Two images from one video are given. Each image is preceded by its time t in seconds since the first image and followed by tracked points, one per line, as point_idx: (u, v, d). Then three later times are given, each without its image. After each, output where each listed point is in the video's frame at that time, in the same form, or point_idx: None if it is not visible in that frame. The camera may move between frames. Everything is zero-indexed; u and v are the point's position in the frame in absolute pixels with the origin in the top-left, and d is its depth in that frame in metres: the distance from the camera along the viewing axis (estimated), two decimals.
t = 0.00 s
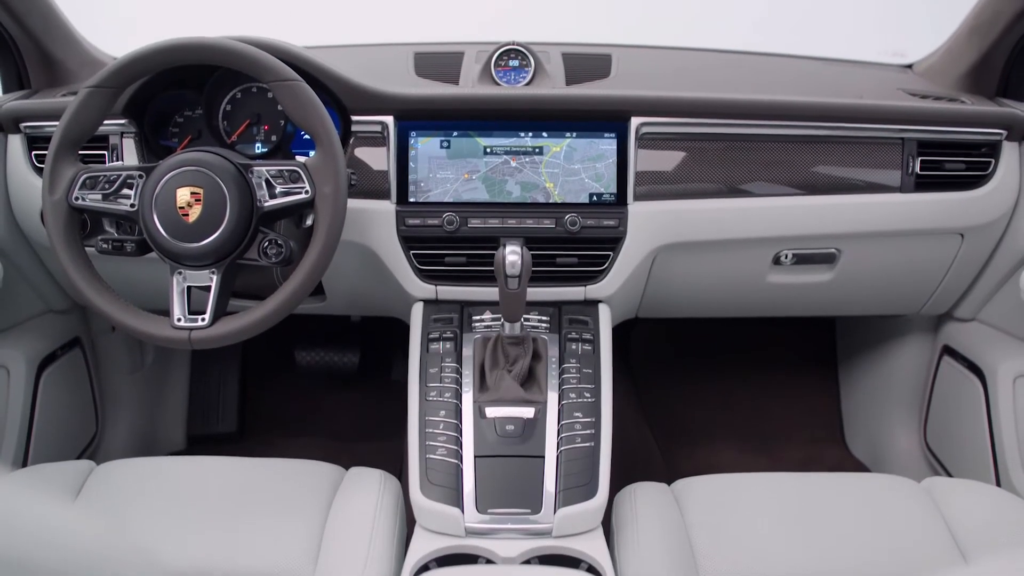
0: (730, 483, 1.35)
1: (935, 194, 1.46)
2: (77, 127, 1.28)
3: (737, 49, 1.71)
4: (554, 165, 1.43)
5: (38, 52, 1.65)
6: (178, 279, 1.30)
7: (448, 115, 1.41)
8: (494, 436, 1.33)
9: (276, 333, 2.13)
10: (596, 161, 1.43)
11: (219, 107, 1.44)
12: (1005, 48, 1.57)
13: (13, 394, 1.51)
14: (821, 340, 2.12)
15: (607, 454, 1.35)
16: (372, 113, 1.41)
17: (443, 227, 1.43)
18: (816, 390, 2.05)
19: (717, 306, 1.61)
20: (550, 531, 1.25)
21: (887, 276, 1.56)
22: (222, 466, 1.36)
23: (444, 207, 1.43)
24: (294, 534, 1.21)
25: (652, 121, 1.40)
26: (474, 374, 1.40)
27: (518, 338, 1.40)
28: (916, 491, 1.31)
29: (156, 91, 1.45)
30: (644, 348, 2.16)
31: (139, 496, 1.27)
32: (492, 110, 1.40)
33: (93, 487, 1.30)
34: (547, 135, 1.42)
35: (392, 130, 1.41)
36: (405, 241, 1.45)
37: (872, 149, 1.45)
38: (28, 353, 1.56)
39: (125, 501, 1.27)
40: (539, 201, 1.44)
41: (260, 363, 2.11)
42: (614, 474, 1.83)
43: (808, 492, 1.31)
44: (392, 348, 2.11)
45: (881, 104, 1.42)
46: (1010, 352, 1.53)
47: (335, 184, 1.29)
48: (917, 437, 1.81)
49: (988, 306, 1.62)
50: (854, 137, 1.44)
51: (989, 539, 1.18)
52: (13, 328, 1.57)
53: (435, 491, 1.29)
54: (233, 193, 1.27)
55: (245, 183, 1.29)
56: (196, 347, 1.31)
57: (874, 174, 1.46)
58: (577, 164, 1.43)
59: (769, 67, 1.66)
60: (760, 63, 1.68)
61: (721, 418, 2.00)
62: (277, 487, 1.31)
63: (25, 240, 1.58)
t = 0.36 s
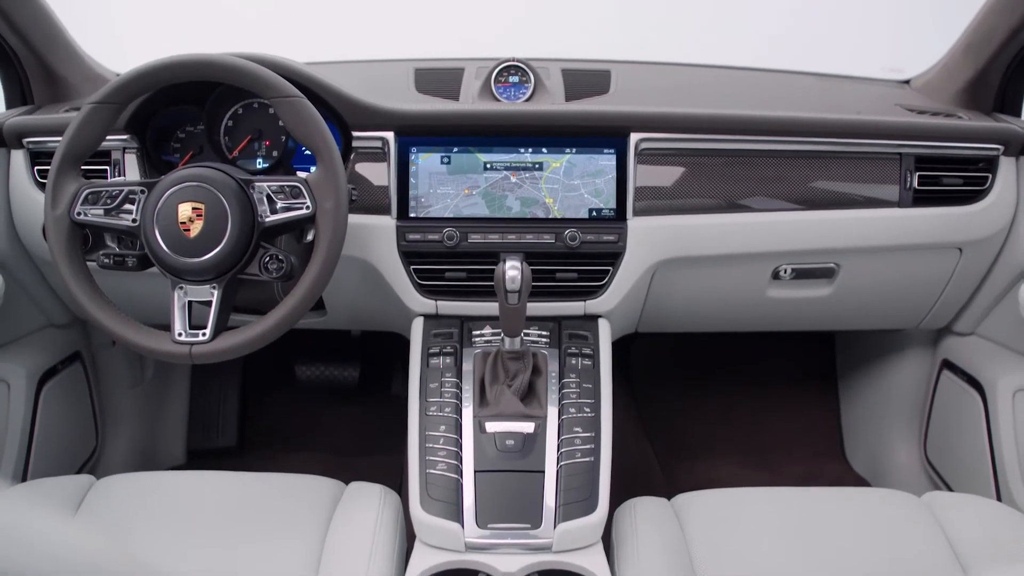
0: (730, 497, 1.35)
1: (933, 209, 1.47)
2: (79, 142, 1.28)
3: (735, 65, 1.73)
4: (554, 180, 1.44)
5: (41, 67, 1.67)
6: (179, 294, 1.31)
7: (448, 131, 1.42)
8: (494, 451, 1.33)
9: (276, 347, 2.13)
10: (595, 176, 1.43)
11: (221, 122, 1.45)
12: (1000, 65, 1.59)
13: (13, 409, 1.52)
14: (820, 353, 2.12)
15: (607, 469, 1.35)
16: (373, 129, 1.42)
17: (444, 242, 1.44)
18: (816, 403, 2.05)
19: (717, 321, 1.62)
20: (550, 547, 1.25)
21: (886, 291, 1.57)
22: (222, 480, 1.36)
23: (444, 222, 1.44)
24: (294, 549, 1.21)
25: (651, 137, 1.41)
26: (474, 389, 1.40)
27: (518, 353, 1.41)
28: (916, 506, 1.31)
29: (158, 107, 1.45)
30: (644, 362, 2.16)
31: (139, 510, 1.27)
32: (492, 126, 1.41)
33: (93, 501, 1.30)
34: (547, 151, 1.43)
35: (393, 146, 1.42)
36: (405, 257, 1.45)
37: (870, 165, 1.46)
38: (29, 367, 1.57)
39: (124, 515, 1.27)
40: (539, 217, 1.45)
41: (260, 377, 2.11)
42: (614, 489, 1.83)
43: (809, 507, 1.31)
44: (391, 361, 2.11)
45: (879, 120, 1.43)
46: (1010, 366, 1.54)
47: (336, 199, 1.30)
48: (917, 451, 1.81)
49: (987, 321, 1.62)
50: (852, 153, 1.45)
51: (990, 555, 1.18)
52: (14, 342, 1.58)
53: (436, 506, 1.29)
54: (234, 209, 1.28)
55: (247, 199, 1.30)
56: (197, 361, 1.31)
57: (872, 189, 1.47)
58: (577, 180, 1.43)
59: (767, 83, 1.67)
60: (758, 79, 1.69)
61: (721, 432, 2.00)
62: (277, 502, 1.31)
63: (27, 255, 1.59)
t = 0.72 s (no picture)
0: (729, 512, 1.35)
1: (931, 224, 1.48)
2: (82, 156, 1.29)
3: (733, 80, 1.74)
4: (553, 196, 1.44)
5: (44, 83, 1.68)
6: (180, 308, 1.31)
7: (448, 147, 1.42)
8: (493, 466, 1.33)
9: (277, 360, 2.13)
10: (595, 192, 1.44)
11: (223, 138, 1.45)
12: (996, 81, 1.60)
13: (13, 424, 1.52)
14: (820, 366, 2.12)
15: (607, 483, 1.35)
16: (373, 144, 1.42)
17: (444, 257, 1.44)
18: (816, 416, 2.05)
19: (716, 335, 1.62)
20: (550, 561, 1.25)
21: (885, 305, 1.57)
22: (222, 495, 1.36)
23: (444, 237, 1.45)
24: (293, 564, 1.20)
25: (650, 153, 1.42)
26: (474, 404, 1.40)
27: (518, 368, 1.41)
28: (917, 521, 1.31)
29: (160, 122, 1.46)
30: (643, 375, 2.17)
31: (138, 524, 1.27)
32: (492, 142, 1.42)
33: (93, 516, 1.30)
34: (547, 166, 1.44)
35: (393, 161, 1.42)
36: (405, 271, 1.46)
37: (868, 180, 1.47)
38: (29, 382, 1.57)
39: (124, 529, 1.27)
40: (539, 232, 1.45)
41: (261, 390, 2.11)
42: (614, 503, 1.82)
43: (809, 521, 1.31)
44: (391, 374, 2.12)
45: (877, 136, 1.44)
46: (1009, 381, 1.54)
47: (337, 215, 1.30)
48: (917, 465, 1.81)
49: (986, 335, 1.62)
50: (850, 168, 1.46)
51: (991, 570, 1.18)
52: (15, 356, 1.58)
53: (436, 521, 1.29)
54: (236, 224, 1.29)
55: (248, 214, 1.31)
56: (198, 376, 1.31)
57: (871, 204, 1.47)
58: (576, 195, 1.44)
59: (765, 98, 1.68)
60: (756, 94, 1.71)
61: (721, 445, 2.00)
62: (276, 516, 1.31)
63: (29, 270, 1.59)
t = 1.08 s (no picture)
0: (729, 527, 1.34)
1: (929, 239, 1.48)
2: (84, 171, 1.29)
3: (731, 96, 1.76)
4: (553, 211, 1.45)
5: (47, 98, 1.69)
6: (180, 323, 1.31)
7: (448, 162, 1.43)
8: (493, 481, 1.33)
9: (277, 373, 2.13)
10: (595, 207, 1.45)
11: (224, 152, 1.46)
12: (992, 97, 1.62)
13: (13, 437, 1.52)
14: (819, 380, 2.13)
15: (607, 498, 1.34)
16: (374, 160, 1.43)
17: (444, 272, 1.45)
18: (816, 431, 2.05)
19: (716, 350, 1.62)
20: None
21: (884, 319, 1.57)
22: (221, 509, 1.36)
23: (445, 252, 1.45)
24: None
25: (649, 168, 1.43)
26: (475, 419, 1.41)
27: (518, 383, 1.41)
28: (917, 535, 1.30)
29: (162, 138, 1.47)
30: (643, 389, 2.17)
31: (136, 539, 1.27)
32: (492, 158, 1.42)
33: (91, 530, 1.29)
34: (546, 182, 1.45)
35: (393, 176, 1.43)
36: (406, 286, 1.46)
37: (867, 194, 1.48)
38: (29, 397, 1.58)
39: (122, 544, 1.26)
40: (538, 247, 1.46)
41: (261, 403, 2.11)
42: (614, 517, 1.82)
43: (809, 536, 1.31)
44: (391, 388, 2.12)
45: (875, 151, 1.45)
46: (1009, 395, 1.54)
47: (337, 230, 1.30)
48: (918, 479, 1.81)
49: (985, 348, 1.63)
50: (849, 183, 1.47)
51: None
52: (15, 371, 1.58)
53: (437, 536, 1.29)
54: (237, 239, 1.29)
55: (249, 229, 1.31)
56: (198, 391, 1.30)
57: (869, 218, 1.48)
58: (576, 211, 1.45)
59: (763, 113, 1.70)
60: (753, 110, 1.72)
61: (721, 460, 2.00)
62: (275, 531, 1.31)
63: (30, 284, 1.60)
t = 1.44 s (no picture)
0: (729, 542, 1.34)
1: (928, 254, 1.49)
2: (86, 186, 1.29)
3: (730, 111, 1.77)
4: (553, 226, 1.46)
5: (50, 114, 1.70)
6: (181, 337, 1.31)
7: (449, 178, 1.44)
8: (493, 495, 1.33)
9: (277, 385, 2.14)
10: (594, 222, 1.45)
11: (225, 167, 1.47)
12: (990, 110, 1.62)
13: (13, 450, 1.52)
14: (819, 393, 2.13)
15: (607, 512, 1.35)
16: (375, 175, 1.44)
17: (444, 286, 1.45)
18: (816, 445, 2.05)
19: (717, 364, 1.62)
20: None
21: (884, 333, 1.58)
22: (220, 523, 1.36)
23: (445, 267, 1.46)
24: None
25: (649, 183, 1.44)
26: (474, 433, 1.41)
27: (518, 397, 1.42)
28: (918, 550, 1.30)
29: (164, 153, 1.48)
30: (643, 403, 2.16)
31: (135, 554, 1.26)
32: (492, 174, 1.43)
33: (90, 544, 1.29)
34: (546, 197, 1.45)
35: (394, 191, 1.44)
36: (406, 301, 1.47)
37: (866, 209, 1.48)
38: (29, 410, 1.58)
39: (121, 559, 1.26)
40: (538, 261, 1.46)
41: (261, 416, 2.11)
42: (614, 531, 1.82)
43: (808, 551, 1.31)
44: (390, 402, 2.12)
45: (874, 167, 1.46)
46: (1009, 409, 1.54)
47: (338, 245, 1.30)
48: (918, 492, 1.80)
49: (985, 362, 1.63)
50: (847, 198, 1.47)
51: None
52: (16, 385, 1.59)
53: (437, 551, 1.29)
54: (238, 254, 1.29)
55: (250, 244, 1.31)
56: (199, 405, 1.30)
57: (868, 233, 1.49)
58: (575, 226, 1.46)
59: (761, 128, 1.71)
60: (752, 125, 1.73)
61: (722, 474, 2.00)
62: (275, 545, 1.31)
63: (30, 297, 1.60)
